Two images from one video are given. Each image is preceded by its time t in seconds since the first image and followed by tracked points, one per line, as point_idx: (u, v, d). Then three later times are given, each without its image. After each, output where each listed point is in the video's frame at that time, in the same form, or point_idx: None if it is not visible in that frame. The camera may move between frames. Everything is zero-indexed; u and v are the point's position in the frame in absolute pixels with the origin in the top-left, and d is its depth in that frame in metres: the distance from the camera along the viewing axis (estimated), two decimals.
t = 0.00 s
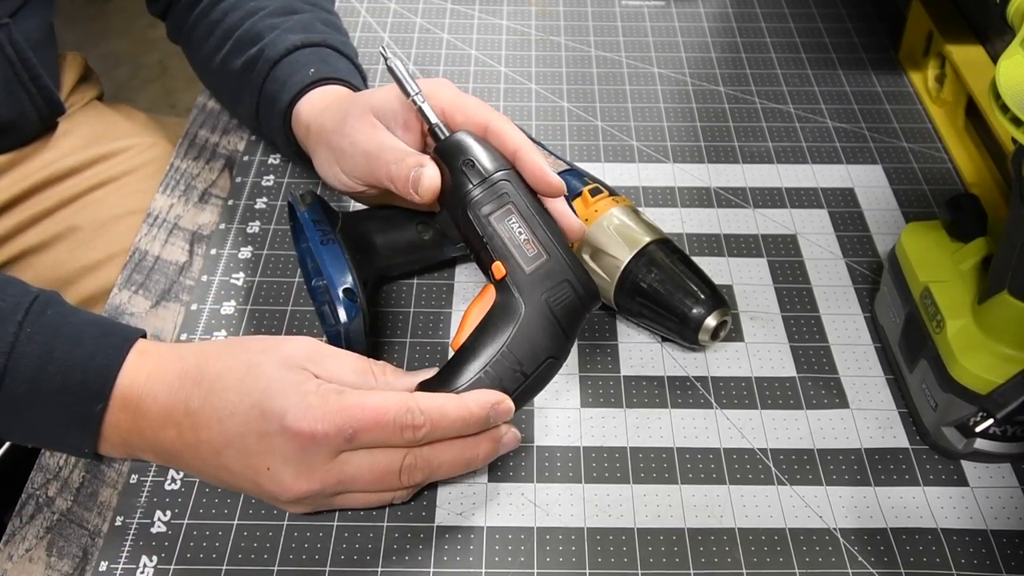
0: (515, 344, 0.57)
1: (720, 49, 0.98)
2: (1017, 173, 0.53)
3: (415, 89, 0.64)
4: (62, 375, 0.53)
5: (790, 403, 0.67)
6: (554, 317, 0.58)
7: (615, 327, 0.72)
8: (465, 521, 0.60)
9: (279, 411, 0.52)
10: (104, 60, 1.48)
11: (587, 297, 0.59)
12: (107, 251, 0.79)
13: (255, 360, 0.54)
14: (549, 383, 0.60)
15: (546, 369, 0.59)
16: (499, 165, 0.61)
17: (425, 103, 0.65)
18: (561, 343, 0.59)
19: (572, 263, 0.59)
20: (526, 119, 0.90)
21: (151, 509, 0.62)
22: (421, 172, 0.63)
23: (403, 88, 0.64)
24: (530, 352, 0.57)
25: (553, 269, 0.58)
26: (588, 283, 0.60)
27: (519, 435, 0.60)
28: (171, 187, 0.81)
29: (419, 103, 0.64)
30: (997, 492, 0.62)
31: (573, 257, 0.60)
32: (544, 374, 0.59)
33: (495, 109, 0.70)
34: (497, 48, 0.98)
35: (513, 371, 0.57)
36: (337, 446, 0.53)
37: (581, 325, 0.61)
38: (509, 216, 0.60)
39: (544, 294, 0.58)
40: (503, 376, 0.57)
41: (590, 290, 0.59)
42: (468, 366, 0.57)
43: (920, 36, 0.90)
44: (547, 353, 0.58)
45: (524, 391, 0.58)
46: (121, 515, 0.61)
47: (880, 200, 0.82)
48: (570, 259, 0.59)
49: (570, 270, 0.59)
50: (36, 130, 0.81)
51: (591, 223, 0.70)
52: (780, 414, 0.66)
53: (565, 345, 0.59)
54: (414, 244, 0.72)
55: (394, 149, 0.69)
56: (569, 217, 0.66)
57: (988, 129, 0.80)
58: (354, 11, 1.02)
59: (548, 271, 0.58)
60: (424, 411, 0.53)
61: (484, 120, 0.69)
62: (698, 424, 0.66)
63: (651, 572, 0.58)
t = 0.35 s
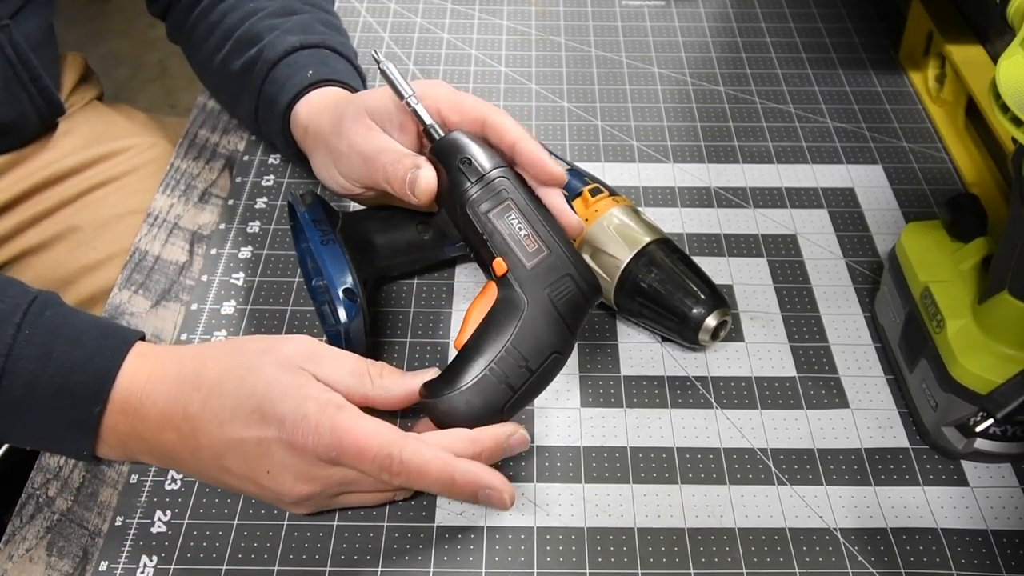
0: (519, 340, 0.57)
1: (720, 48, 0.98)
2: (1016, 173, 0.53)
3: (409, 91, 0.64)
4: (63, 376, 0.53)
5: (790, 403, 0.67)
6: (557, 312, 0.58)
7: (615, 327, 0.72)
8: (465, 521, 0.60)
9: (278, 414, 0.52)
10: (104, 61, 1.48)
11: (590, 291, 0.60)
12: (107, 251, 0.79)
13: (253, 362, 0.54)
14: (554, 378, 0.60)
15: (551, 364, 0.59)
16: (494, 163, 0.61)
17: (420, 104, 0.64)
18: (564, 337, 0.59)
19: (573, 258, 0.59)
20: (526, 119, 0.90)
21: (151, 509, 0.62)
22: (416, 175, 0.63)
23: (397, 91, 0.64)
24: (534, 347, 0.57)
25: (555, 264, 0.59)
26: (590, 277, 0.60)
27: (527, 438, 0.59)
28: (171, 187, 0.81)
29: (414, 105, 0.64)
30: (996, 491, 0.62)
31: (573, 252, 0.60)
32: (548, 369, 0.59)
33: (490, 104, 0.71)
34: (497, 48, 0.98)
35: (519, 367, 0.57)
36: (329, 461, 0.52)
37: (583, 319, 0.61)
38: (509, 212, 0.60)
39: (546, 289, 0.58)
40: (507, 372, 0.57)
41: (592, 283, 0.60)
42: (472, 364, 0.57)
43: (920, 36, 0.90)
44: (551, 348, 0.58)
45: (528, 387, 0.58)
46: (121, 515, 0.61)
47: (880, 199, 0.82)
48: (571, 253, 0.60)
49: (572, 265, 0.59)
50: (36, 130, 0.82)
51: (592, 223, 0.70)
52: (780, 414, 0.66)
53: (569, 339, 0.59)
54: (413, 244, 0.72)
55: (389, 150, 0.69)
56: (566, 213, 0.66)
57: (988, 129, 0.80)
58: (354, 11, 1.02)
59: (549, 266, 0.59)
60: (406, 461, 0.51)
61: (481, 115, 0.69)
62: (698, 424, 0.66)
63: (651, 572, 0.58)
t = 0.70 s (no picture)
0: (517, 343, 0.57)
1: (720, 49, 0.98)
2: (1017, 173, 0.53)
3: (400, 94, 0.64)
4: (63, 376, 0.53)
5: (790, 403, 0.67)
6: (555, 314, 0.58)
7: (615, 327, 0.72)
8: (465, 521, 0.60)
9: (279, 414, 0.52)
10: (104, 61, 1.48)
11: (587, 292, 0.60)
12: (108, 250, 0.79)
13: (254, 361, 0.54)
14: (553, 380, 0.60)
15: (550, 366, 0.59)
16: (489, 165, 0.61)
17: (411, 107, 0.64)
18: (562, 339, 0.59)
19: (570, 259, 0.59)
20: (526, 119, 0.90)
21: (151, 509, 0.62)
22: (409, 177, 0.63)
23: (388, 94, 0.64)
24: (532, 350, 0.57)
25: (552, 266, 0.59)
26: (587, 278, 0.60)
27: (525, 439, 0.60)
28: (171, 187, 0.81)
29: (404, 108, 0.64)
30: (996, 492, 0.62)
31: (570, 253, 0.60)
32: (547, 371, 0.59)
33: (487, 100, 0.71)
34: (497, 48, 0.98)
35: (517, 369, 0.57)
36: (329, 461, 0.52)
37: (581, 321, 0.61)
38: (504, 215, 0.60)
39: (544, 291, 0.58)
40: (506, 375, 0.57)
41: (589, 284, 0.60)
42: (471, 367, 0.57)
43: (920, 36, 0.90)
44: (550, 350, 0.58)
45: (528, 390, 0.58)
46: (121, 515, 0.61)
47: (880, 200, 0.82)
48: (567, 254, 0.60)
49: (569, 266, 0.59)
50: (36, 130, 0.81)
51: (592, 223, 0.70)
52: (780, 414, 0.66)
53: (567, 341, 0.59)
54: (413, 244, 0.72)
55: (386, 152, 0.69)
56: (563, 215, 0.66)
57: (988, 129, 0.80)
58: (354, 11, 1.02)
59: (546, 267, 0.59)
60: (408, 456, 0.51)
61: (482, 114, 0.69)
62: (698, 424, 0.66)
63: (651, 572, 0.58)
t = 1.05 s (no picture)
0: (517, 347, 0.57)
1: (720, 49, 0.98)
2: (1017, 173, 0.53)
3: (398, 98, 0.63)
4: (62, 376, 0.53)
5: (790, 403, 0.67)
6: (554, 319, 0.58)
7: (615, 327, 0.72)
8: (465, 521, 0.60)
9: (279, 416, 0.52)
10: (104, 61, 1.48)
11: (586, 296, 0.60)
12: (108, 251, 0.79)
13: (255, 363, 0.54)
14: (553, 384, 0.60)
15: (549, 370, 0.59)
16: (487, 170, 0.61)
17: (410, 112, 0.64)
18: (562, 343, 0.59)
19: (569, 264, 0.59)
20: (526, 119, 0.90)
21: (151, 509, 0.62)
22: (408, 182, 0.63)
23: (387, 99, 0.63)
24: (532, 354, 0.57)
25: (550, 270, 0.59)
26: (586, 282, 0.60)
27: (525, 445, 0.59)
28: (171, 187, 0.81)
29: (404, 112, 0.63)
30: (996, 492, 0.62)
31: (569, 258, 0.60)
32: (547, 376, 0.59)
33: (488, 111, 0.70)
34: (497, 48, 0.98)
35: (517, 374, 0.57)
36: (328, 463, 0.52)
37: (581, 325, 0.61)
38: (503, 219, 0.60)
39: (543, 295, 0.58)
40: (506, 379, 0.57)
41: (588, 289, 0.60)
42: (471, 371, 0.57)
43: (920, 36, 0.90)
44: (549, 354, 0.58)
45: (527, 395, 0.58)
46: (121, 516, 0.61)
47: (880, 200, 0.82)
48: (566, 259, 0.60)
49: (568, 271, 0.59)
50: (36, 130, 0.81)
51: (592, 223, 0.70)
52: (780, 414, 0.66)
53: (566, 345, 0.59)
54: (412, 245, 0.72)
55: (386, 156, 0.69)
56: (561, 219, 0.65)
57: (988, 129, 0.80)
58: (354, 11, 1.02)
59: (544, 272, 0.59)
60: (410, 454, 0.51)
61: (479, 122, 0.68)
62: (698, 424, 0.66)
63: (651, 572, 0.58)
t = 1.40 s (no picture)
0: (517, 347, 0.57)
1: (720, 49, 0.98)
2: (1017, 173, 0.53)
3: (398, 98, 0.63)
4: (62, 376, 0.53)
5: (790, 403, 0.67)
6: (554, 317, 0.58)
7: (615, 327, 0.72)
8: (465, 521, 0.60)
9: (279, 417, 0.52)
10: (104, 61, 1.48)
11: (586, 295, 0.60)
12: (108, 251, 0.79)
13: (255, 364, 0.54)
14: (553, 384, 0.60)
15: (550, 369, 0.59)
16: (487, 169, 0.61)
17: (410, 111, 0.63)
18: (562, 342, 0.59)
19: (569, 263, 0.59)
20: (526, 119, 0.90)
21: (151, 509, 0.62)
22: (408, 182, 0.63)
23: (387, 99, 0.63)
24: (532, 353, 0.57)
25: (550, 269, 0.59)
26: (586, 281, 0.60)
27: (525, 443, 0.59)
28: (171, 187, 0.81)
29: (403, 111, 0.63)
30: (996, 492, 0.62)
31: (569, 257, 0.60)
32: (547, 375, 0.59)
33: (488, 110, 0.70)
34: (497, 48, 0.98)
35: (518, 373, 0.57)
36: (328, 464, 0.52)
37: (581, 324, 0.61)
38: (503, 219, 0.60)
39: (543, 294, 0.58)
40: (507, 379, 0.57)
41: (588, 287, 0.60)
42: (471, 371, 0.57)
43: (920, 36, 0.90)
44: (550, 353, 0.58)
45: (528, 394, 0.58)
46: (121, 516, 0.61)
47: (880, 200, 0.82)
48: (566, 257, 0.60)
49: (568, 269, 0.59)
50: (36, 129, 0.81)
51: (591, 223, 0.70)
52: (780, 414, 0.66)
53: (567, 344, 0.59)
54: (412, 245, 0.72)
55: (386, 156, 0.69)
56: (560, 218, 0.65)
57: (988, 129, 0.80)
58: (354, 11, 1.02)
59: (544, 271, 0.59)
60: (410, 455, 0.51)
61: (479, 122, 0.68)
62: (698, 424, 0.66)
63: (651, 572, 0.58)
